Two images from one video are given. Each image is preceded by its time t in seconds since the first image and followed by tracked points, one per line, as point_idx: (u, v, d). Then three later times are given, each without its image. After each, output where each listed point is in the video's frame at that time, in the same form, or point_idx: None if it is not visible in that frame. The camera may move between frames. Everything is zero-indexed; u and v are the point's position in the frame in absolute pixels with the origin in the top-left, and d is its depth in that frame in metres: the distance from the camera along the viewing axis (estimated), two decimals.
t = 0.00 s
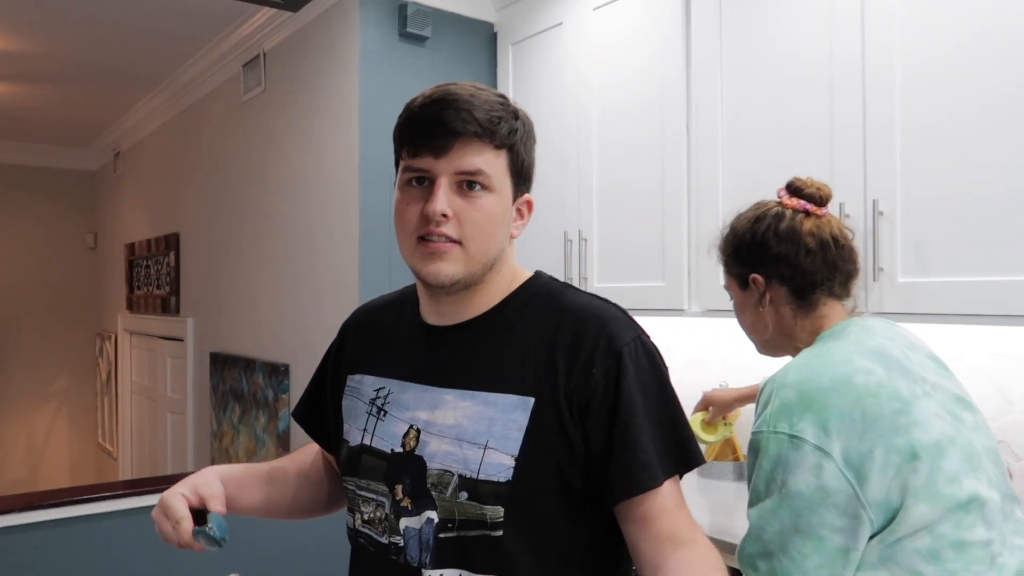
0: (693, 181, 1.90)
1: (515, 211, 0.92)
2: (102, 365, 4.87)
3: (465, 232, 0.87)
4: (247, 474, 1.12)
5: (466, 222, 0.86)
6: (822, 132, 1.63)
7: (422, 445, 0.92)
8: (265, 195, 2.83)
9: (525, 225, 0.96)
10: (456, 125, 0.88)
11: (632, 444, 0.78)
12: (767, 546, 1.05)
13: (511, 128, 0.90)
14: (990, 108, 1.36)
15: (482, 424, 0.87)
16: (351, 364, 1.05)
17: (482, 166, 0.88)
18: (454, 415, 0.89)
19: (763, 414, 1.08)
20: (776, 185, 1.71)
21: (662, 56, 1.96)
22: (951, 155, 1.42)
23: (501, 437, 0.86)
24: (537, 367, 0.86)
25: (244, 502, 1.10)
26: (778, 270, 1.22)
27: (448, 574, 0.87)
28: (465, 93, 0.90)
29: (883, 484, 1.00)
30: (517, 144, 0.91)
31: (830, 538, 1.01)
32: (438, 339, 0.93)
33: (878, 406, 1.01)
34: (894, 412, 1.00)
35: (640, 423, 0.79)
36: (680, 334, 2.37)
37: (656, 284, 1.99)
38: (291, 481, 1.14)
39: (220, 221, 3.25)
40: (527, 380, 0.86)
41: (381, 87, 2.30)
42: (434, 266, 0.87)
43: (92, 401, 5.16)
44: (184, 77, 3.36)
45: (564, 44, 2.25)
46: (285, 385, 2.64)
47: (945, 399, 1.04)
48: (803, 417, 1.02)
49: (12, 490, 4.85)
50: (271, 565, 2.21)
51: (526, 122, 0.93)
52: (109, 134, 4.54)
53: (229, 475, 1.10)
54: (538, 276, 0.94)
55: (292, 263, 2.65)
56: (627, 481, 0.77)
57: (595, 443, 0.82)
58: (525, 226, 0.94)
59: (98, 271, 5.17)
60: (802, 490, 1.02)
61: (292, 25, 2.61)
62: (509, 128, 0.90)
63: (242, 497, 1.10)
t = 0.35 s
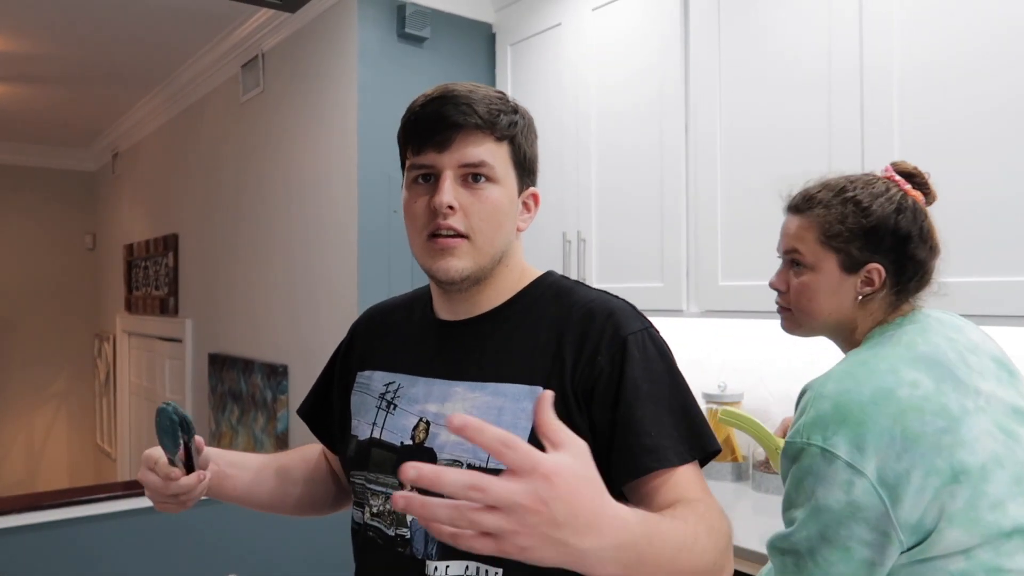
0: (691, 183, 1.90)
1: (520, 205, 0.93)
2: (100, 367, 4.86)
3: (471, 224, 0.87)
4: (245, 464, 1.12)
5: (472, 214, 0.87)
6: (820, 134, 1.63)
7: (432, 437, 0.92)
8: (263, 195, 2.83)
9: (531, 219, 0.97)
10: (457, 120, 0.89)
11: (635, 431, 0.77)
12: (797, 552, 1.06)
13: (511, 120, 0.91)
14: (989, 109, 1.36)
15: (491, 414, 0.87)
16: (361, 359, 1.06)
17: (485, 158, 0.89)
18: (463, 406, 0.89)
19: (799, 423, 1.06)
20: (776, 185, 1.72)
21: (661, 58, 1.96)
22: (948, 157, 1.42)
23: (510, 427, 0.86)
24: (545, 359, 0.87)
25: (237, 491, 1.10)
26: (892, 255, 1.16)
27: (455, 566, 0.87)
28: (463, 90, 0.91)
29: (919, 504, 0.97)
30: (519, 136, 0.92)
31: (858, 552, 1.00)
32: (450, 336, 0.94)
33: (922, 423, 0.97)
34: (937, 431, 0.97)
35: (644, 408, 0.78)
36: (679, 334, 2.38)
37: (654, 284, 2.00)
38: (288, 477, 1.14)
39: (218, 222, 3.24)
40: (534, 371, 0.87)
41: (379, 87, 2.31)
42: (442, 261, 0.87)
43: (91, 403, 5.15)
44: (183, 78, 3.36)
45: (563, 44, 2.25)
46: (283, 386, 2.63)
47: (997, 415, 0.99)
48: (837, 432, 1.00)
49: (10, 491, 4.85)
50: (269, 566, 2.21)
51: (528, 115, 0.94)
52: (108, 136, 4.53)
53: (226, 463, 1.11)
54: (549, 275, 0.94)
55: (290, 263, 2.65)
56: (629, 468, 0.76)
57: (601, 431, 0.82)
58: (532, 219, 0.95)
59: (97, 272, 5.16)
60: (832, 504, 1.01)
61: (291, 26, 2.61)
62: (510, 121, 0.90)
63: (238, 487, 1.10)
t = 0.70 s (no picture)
0: (690, 184, 1.90)
1: (533, 212, 0.93)
2: (99, 367, 4.86)
3: (485, 230, 0.88)
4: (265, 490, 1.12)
5: (486, 221, 0.87)
6: (819, 135, 1.63)
7: (434, 439, 0.92)
8: (263, 196, 2.83)
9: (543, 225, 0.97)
10: (478, 126, 0.89)
11: (641, 436, 0.77)
12: None
13: (531, 129, 0.91)
14: (990, 109, 1.36)
15: (495, 417, 0.87)
16: (370, 363, 1.06)
17: (503, 165, 0.89)
18: (468, 408, 0.90)
19: (912, 424, 0.88)
20: (776, 185, 1.71)
21: (660, 60, 1.96)
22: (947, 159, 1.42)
23: (513, 430, 0.86)
24: (551, 363, 0.87)
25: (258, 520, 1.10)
26: (969, 246, 1.02)
27: (455, 567, 0.87)
28: (485, 94, 0.91)
29: None
30: (537, 145, 0.92)
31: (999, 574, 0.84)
32: (454, 337, 0.95)
33: None
34: None
35: (651, 416, 0.78)
36: (679, 335, 2.38)
37: (653, 285, 2.00)
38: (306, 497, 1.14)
39: (217, 223, 3.24)
40: (540, 373, 0.87)
41: (378, 89, 2.30)
42: (453, 264, 0.88)
43: (89, 403, 5.14)
44: (182, 79, 3.36)
45: (563, 45, 2.25)
46: (282, 387, 2.63)
47: None
48: (973, 430, 0.85)
49: (8, 491, 4.84)
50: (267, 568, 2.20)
51: (547, 124, 0.94)
52: (108, 136, 4.53)
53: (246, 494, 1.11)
54: (556, 277, 0.94)
55: (289, 264, 2.65)
56: (636, 475, 0.76)
57: (606, 437, 0.82)
58: (543, 226, 0.95)
59: (95, 272, 5.16)
60: (974, 519, 0.84)
61: (291, 27, 2.61)
62: (530, 130, 0.90)
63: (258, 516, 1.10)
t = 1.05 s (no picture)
0: (690, 185, 1.90)
1: (541, 220, 0.93)
2: (98, 368, 4.86)
3: (494, 239, 0.88)
4: (261, 498, 1.12)
5: (496, 230, 0.88)
6: (818, 136, 1.64)
7: (437, 444, 0.92)
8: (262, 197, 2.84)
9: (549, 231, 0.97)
10: (491, 134, 0.88)
11: (658, 444, 0.79)
12: None
13: (545, 137, 0.91)
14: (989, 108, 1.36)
15: (500, 423, 0.87)
16: (368, 365, 1.06)
17: (514, 174, 0.89)
18: (471, 414, 0.90)
19: None
20: (775, 186, 1.72)
21: (660, 61, 1.97)
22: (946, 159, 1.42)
23: (519, 437, 0.86)
24: (559, 369, 0.87)
25: (264, 528, 1.10)
26: None
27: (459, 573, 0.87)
28: (498, 99, 0.90)
29: None
30: (550, 154, 0.92)
31: None
32: (459, 340, 0.94)
33: None
34: None
35: (664, 424, 0.80)
36: (679, 336, 2.38)
37: (652, 286, 2.00)
38: (307, 493, 1.15)
39: (216, 224, 3.25)
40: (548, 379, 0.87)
41: (378, 90, 2.31)
42: (459, 273, 0.88)
43: (89, 403, 5.14)
44: (182, 80, 3.36)
45: (562, 46, 2.25)
46: (282, 388, 2.63)
47: None
48: None
49: (8, 491, 4.84)
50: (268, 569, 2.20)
51: (559, 129, 0.94)
52: (108, 137, 4.52)
53: (240, 507, 1.10)
54: (558, 280, 0.94)
55: (289, 266, 2.65)
56: (656, 481, 0.78)
57: (622, 446, 0.83)
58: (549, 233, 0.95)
59: (95, 273, 5.16)
60: None
61: (290, 28, 2.61)
62: (544, 138, 0.90)
63: (264, 523, 1.10)
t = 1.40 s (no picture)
0: (688, 185, 1.91)
1: (533, 215, 0.93)
2: (98, 367, 4.86)
3: (487, 232, 0.88)
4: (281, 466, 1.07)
5: (489, 223, 0.88)
6: (816, 135, 1.64)
7: (435, 442, 0.92)
8: (261, 197, 2.84)
9: (542, 227, 0.97)
10: (481, 127, 0.88)
11: (647, 437, 0.79)
12: None
13: (534, 131, 0.91)
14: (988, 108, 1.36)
15: (497, 420, 0.88)
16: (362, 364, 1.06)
17: (505, 168, 0.89)
18: (468, 411, 0.90)
19: None
20: (774, 186, 1.72)
21: (658, 60, 1.97)
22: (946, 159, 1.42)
23: (517, 433, 0.86)
24: (553, 363, 0.87)
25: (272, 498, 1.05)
26: None
27: (458, 571, 0.87)
28: (488, 95, 0.91)
29: None
30: (539, 148, 0.92)
31: None
32: (456, 340, 0.94)
33: None
34: None
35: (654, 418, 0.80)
36: (678, 335, 2.38)
37: (651, 285, 2.00)
38: (322, 476, 1.11)
39: (215, 223, 3.24)
40: (542, 375, 0.87)
41: (377, 89, 2.30)
42: (454, 266, 0.88)
43: (88, 402, 5.14)
44: (181, 80, 3.36)
45: (561, 46, 2.25)
46: (281, 387, 2.63)
47: None
48: None
49: (7, 491, 4.84)
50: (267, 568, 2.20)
51: (549, 125, 0.94)
52: (107, 136, 4.51)
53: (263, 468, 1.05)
54: (552, 277, 0.94)
55: (288, 265, 2.65)
56: (642, 475, 0.79)
57: (613, 440, 0.83)
58: (542, 228, 0.96)
59: (95, 273, 5.15)
60: None
61: (289, 28, 2.61)
62: (533, 132, 0.91)
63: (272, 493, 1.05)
